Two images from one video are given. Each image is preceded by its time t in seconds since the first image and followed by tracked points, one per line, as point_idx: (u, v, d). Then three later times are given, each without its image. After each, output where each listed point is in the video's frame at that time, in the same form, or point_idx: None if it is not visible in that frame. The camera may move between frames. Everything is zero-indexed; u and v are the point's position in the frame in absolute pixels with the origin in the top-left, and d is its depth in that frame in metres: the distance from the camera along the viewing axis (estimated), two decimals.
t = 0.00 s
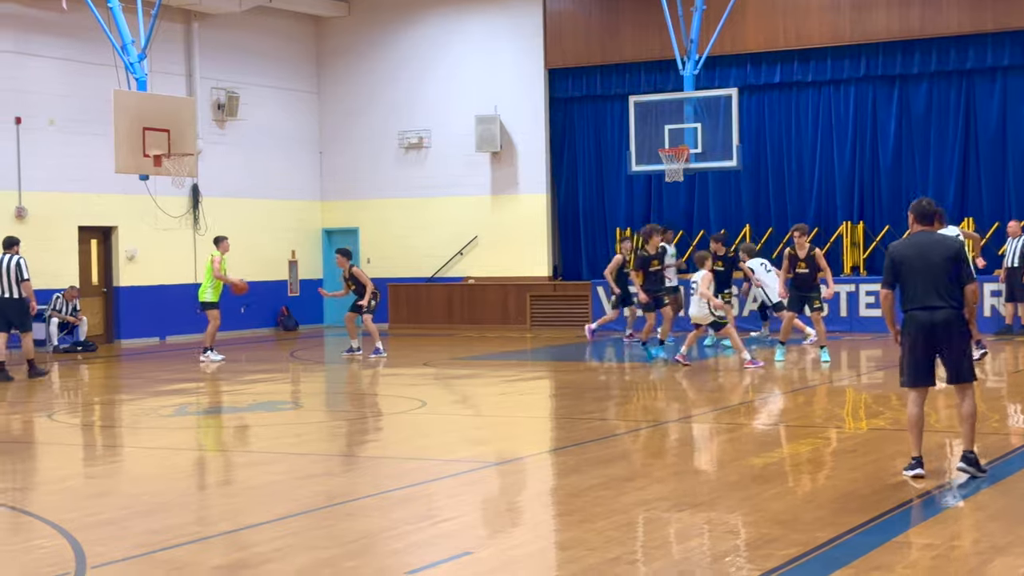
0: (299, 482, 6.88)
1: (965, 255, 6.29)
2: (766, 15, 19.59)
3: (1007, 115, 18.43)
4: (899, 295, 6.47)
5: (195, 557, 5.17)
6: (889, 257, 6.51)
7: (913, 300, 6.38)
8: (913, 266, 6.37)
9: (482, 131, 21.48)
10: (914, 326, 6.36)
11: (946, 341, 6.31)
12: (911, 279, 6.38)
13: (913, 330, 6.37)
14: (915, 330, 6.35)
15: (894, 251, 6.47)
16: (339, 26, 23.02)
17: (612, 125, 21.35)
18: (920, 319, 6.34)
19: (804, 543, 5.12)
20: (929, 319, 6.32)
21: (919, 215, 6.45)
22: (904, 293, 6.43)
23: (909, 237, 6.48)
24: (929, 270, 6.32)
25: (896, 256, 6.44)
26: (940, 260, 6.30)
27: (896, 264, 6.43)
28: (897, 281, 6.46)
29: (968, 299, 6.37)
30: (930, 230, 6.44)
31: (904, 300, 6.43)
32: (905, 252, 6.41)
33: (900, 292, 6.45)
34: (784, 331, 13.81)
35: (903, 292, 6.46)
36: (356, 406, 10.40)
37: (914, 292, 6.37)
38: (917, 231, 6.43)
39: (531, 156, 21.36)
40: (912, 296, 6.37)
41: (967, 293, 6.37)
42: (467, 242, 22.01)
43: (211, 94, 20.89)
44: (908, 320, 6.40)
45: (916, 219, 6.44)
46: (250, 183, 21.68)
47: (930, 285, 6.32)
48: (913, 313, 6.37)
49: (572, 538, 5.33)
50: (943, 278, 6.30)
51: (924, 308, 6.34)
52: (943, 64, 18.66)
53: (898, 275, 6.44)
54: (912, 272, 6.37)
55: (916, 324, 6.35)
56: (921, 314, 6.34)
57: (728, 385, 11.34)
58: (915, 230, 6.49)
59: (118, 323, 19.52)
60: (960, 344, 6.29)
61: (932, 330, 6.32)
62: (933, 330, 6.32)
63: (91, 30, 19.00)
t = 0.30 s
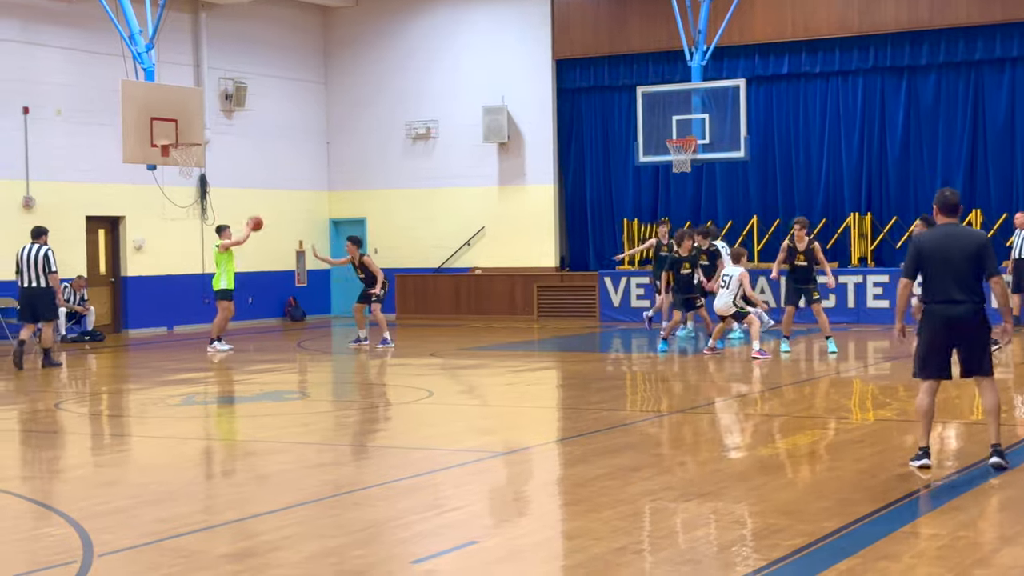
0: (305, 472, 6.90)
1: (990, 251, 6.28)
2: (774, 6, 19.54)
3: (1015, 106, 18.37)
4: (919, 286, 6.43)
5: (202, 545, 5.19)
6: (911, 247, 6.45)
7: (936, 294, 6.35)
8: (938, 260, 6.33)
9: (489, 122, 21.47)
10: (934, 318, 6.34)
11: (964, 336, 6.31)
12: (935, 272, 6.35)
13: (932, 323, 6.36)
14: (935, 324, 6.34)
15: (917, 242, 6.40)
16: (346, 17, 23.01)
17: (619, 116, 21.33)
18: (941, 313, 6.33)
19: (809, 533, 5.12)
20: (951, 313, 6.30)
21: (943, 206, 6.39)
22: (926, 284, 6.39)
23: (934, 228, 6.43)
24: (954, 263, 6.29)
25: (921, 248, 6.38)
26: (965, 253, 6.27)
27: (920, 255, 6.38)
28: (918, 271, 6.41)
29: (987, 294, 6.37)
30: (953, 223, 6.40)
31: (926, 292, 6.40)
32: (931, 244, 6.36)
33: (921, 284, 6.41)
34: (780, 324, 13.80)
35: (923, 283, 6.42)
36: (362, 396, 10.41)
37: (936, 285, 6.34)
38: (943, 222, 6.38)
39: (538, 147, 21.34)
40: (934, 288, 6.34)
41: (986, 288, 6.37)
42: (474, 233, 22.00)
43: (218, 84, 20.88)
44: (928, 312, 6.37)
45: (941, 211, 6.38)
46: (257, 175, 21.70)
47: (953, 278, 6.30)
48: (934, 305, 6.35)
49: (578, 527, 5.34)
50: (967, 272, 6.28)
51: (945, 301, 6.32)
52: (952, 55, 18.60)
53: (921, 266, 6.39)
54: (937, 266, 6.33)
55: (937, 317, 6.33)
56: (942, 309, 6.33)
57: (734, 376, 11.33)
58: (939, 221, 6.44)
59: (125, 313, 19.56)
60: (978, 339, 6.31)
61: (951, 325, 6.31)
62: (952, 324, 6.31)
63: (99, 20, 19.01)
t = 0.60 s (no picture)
0: (302, 459, 6.91)
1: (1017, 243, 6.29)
2: None
3: (1013, 97, 18.37)
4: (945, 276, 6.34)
5: (198, 533, 5.20)
6: (937, 234, 6.34)
7: (959, 283, 6.29)
8: (965, 249, 6.26)
9: (487, 111, 21.45)
10: (962, 309, 6.28)
11: (990, 327, 6.28)
12: (960, 261, 6.28)
13: (952, 313, 6.31)
14: (954, 314, 6.30)
15: (946, 229, 6.30)
16: (344, 5, 22.97)
17: (616, 105, 21.32)
18: (961, 304, 6.28)
19: (804, 522, 5.14)
20: (980, 304, 6.26)
21: (967, 195, 6.32)
22: (950, 272, 6.32)
23: (960, 217, 6.35)
24: (985, 254, 6.24)
25: (949, 235, 6.30)
26: (996, 244, 6.24)
27: (947, 242, 6.29)
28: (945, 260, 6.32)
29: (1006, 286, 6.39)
30: (977, 212, 6.35)
31: (949, 280, 6.33)
32: (959, 232, 6.28)
33: (947, 273, 6.32)
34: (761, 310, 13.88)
35: (948, 272, 6.34)
36: (358, 384, 10.42)
37: (966, 274, 6.27)
38: (971, 211, 6.32)
39: (535, 136, 21.33)
40: (964, 278, 6.27)
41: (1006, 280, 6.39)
42: (470, 222, 22.00)
43: (216, 72, 20.85)
44: (956, 302, 6.29)
45: (967, 199, 6.31)
46: (254, 163, 21.67)
47: (984, 269, 6.25)
48: (962, 296, 6.28)
49: (573, 515, 5.35)
50: (996, 263, 6.26)
51: (974, 292, 6.26)
52: (949, 45, 18.60)
53: (949, 255, 6.29)
54: (964, 255, 6.26)
55: (966, 308, 6.27)
56: (963, 299, 6.28)
57: (729, 366, 11.34)
58: (963, 210, 6.37)
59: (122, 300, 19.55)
60: (1002, 331, 6.31)
61: (971, 317, 6.28)
62: (980, 315, 6.27)
63: (95, 7, 18.97)
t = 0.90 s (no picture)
0: (292, 452, 6.92)
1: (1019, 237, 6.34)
2: None
3: (1005, 91, 18.41)
4: (954, 269, 6.27)
5: (190, 525, 5.20)
6: (945, 228, 6.25)
7: (972, 277, 6.24)
8: (978, 242, 6.22)
9: (479, 104, 21.41)
10: (975, 302, 6.24)
11: (1000, 320, 6.28)
12: (973, 254, 6.22)
13: (966, 307, 6.26)
14: (970, 308, 6.25)
15: (956, 223, 6.23)
16: None
17: (609, 99, 21.31)
18: (976, 297, 6.23)
19: (796, 516, 5.15)
20: (992, 297, 6.24)
21: (971, 186, 6.27)
22: (961, 265, 6.25)
23: (966, 211, 6.30)
24: (995, 247, 6.22)
25: (960, 228, 6.22)
26: (1005, 237, 6.24)
27: (959, 235, 6.21)
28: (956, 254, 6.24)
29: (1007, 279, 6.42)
30: (981, 206, 6.33)
31: (961, 273, 6.27)
32: (970, 225, 6.22)
33: (958, 266, 6.25)
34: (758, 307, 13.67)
35: (958, 266, 6.27)
36: (348, 377, 10.42)
37: (978, 267, 6.22)
38: (976, 205, 6.29)
39: (528, 129, 21.32)
40: (975, 272, 6.23)
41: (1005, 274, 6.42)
42: (462, 215, 21.99)
43: (208, 64, 20.79)
44: (968, 295, 6.25)
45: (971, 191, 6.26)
46: (247, 154, 21.63)
47: (995, 261, 6.23)
48: (974, 290, 6.23)
49: (565, 509, 5.37)
50: (1004, 256, 6.26)
51: (986, 285, 6.23)
52: (941, 40, 18.63)
53: (961, 248, 6.22)
54: (978, 247, 6.21)
55: (979, 301, 6.23)
56: (978, 293, 6.23)
57: (721, 360, 11.35)
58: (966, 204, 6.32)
59: (113, 293, 19.52)
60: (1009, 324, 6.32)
61: (986, 310, 6.24)
62: (993, 308, 6.25)
63: None
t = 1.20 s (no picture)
0: (294, 448, 6.91)
1: None
2: None
3: (1006, 90, 18.40)
4: (966, 270, 6.24)
5: (190, 521, 5.20)
6: (955, 229, 6.22)
7: (988, 276, 6.20)
8: (989, 240, 6.20)
9: (480, 102, 21.40)
10: (991, 303, 6.19)
11: (1016, 319, 6.24)
12: (987, 253, 6.19)
13: (987, 307, 6.20)
14: (991, 307, 6.20)
15: (964, 224, 6.20)
16: None
17: (610, 96, 21.31)
18: (996, 296, 6.19)
19: (796, 514, 5.15)
20: (1007, 296, 6.20)
21: (975, 187, 6.22)
22: (974, 265, 6.22)
23: (972, 212, 6.27)
24: (1006, 246, 6.19)
25: (969, 228, 6.19)
26: (1015, 235, 6.22)
27: (969, 236, 6.19)
28: (967, 255, 6.22)
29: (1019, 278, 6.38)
30: (988, 205, 6.29)
31: (976, 273, 6.23)
32: (980, 224, 6.19)
33: (970, 267, 6.22)
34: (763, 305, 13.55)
35: (970, 267, 6.24)
36: (349, 374, 10.41)
37: (990, 267, 6.20)
38: (983, 206, 6.26)
39: (528, 127, 21.31)
40: (988, 271, 6.20)
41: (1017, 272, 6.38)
42: (463, 213, 21.98)
43: (209, 60, 20.77)
44: (982, 296, 6.21)
45: (974, 192, 6.21)
46: (248, 151, 21.63)
47: (1007, 260, 6.21)
48: (989, 290, 6.20)
49: (565, 506, 5.36)
50: (1015, 255, 6.23)
51: (1000, 285, 6.20)
52: (943, 39, 18.62)
53: (971, 249, 6.20)
54: (989, 246, 6.19)
55: (994, 301, 6.19)
56: (998, 292, 6.19)
57: (722, 358, 11.34)
58: (971, 205, 6.28)
59: (113, 289, 19.52)
60: None
61: (1007, 307, 6.21)
62: (1009, 308, 6.21)
63: None
